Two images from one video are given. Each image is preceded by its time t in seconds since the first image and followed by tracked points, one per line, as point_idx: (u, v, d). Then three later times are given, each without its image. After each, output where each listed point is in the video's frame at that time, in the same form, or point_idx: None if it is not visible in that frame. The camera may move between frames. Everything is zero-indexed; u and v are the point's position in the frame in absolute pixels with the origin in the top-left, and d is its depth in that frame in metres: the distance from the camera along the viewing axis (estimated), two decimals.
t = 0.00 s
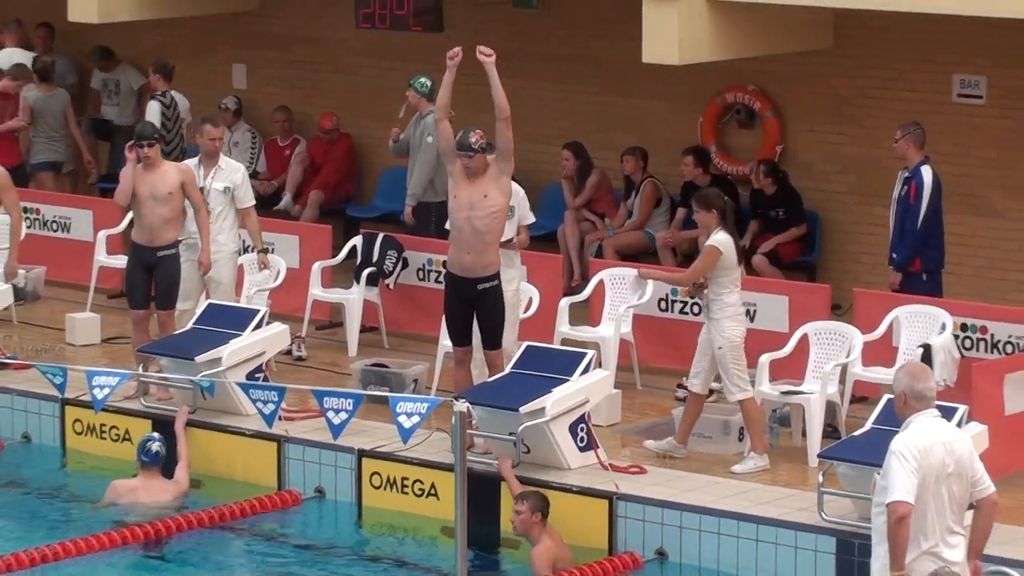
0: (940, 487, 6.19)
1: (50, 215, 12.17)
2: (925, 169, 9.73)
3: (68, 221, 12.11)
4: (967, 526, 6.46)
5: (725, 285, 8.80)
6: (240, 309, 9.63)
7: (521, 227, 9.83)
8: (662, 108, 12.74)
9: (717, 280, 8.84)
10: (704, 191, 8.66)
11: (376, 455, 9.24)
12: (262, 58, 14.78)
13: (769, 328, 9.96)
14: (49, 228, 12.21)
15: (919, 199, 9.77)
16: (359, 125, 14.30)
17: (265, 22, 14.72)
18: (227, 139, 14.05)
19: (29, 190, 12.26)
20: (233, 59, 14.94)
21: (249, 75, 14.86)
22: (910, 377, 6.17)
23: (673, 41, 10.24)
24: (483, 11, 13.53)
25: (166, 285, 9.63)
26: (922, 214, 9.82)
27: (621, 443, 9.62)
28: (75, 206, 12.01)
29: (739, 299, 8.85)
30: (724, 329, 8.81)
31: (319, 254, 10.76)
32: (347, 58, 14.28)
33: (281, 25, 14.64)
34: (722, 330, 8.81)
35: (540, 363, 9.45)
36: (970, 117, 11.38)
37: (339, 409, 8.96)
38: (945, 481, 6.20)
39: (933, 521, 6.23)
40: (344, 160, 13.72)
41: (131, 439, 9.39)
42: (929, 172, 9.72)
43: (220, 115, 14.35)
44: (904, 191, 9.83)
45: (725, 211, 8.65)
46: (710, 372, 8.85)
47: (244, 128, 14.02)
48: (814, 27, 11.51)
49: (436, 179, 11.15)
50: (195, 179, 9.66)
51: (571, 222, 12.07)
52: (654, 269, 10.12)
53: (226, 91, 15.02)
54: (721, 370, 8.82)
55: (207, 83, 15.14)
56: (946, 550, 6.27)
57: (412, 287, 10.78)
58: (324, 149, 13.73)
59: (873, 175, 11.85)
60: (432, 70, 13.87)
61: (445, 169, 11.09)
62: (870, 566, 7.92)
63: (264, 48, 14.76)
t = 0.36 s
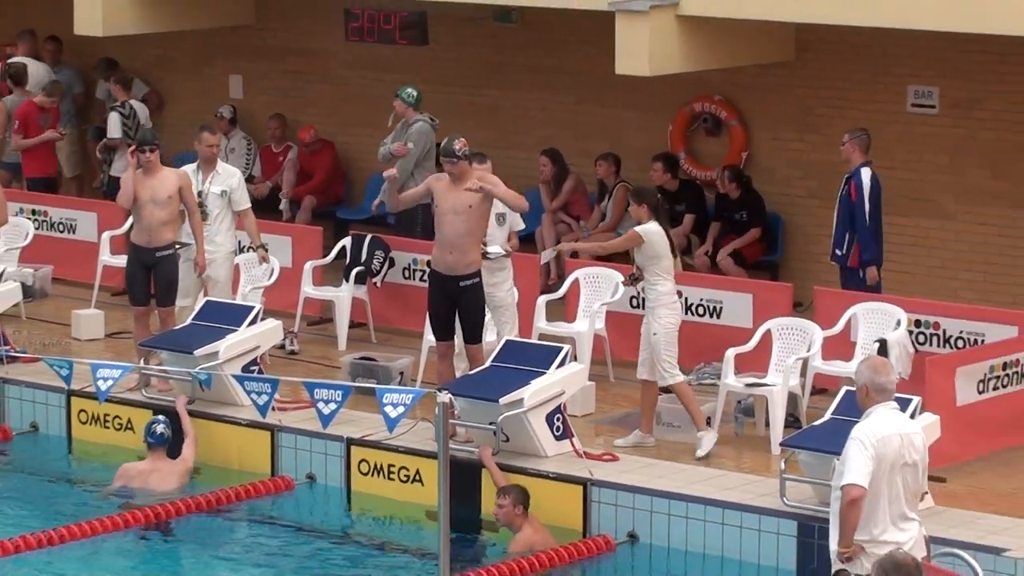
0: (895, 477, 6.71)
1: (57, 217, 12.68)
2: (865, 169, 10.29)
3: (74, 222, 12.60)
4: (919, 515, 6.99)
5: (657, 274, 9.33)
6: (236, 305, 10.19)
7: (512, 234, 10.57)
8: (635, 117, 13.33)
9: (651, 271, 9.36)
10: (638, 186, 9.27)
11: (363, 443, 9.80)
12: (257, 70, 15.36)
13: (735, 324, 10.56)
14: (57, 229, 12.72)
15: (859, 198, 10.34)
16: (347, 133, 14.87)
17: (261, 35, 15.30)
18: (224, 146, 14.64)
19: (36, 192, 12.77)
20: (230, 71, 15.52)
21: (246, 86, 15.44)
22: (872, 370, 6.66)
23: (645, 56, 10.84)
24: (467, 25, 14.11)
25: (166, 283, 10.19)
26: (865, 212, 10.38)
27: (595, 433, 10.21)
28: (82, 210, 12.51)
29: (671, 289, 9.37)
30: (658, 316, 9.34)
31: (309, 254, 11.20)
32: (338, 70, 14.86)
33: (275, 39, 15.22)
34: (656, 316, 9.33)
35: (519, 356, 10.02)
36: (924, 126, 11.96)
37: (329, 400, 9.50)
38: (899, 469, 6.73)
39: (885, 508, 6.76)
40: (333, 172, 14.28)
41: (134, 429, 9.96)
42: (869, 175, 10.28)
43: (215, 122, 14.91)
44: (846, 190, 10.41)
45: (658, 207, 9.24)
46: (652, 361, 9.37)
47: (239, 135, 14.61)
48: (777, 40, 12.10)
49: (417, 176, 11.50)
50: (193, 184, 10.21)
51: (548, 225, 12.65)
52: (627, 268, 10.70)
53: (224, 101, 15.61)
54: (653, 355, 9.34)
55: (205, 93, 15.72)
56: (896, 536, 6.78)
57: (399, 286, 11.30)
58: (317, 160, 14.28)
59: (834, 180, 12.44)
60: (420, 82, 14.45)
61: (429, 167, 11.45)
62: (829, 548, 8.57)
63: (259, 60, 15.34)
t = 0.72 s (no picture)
0: (864, 464, 7.28)
1: (71, 220, 13.19)
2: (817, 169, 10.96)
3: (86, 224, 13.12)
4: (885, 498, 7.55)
5: (622, 269, 9.94)
6: (239, 303, 10.76)
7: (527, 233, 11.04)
8: (616, 124, 13.92)
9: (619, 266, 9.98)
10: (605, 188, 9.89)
11: (361, 433, 10.39)
12: (259, 80, 15.96)
13: (711, 319, 11.18)
14: (70, 232, 13.23)
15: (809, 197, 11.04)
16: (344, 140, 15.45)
17: (263, 47, 15.89)
18: (228, 152, 15.23)
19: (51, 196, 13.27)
20: (233, 81, 16.12)
21: (249, 95, 16.04)
22: (845, 363, 7.13)
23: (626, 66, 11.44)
24: (458, 36, 14.70)
25: (172, 282, 10.74)
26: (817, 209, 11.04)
27: (579, 422, 10.81)
28: (97, 211, 13.02)
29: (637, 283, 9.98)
30: (625, 309, 9.96)
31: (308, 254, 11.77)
32: (335, 80, 15.46)
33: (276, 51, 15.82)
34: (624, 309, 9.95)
35: (507, 350, 10.60)
36: (890, 132, 12.55)
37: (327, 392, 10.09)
38: (868, 457, 7.29)
39: (854, 495, 7.32)
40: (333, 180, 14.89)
41: (145, 420, 10.57)
42: (817, 177, 10.97)
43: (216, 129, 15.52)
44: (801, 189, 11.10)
45: (622, 207, 9.88)
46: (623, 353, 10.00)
47: (244, 142, 15.20)
48: (750, 51, 12.69)
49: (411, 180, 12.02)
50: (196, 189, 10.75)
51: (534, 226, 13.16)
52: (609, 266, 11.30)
53: (229, 110, 16.21)
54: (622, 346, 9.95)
55: (209, 102, 16.32)
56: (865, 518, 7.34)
57: (393, 283, 11.91)
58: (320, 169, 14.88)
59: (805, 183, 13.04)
60: (414, 92, 15.05)
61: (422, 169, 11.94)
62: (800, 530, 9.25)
63: (262, 72, 15.94)
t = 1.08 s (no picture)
0: (859, 451, 7.78)
1: (108, 220, 13.75)
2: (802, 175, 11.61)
3: (123, 226, 13.69)
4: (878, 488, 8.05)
5: (625, 266, 10.56)
6: (266, 299, 11.38)
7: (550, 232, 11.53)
8: (622, 129, 14.54)
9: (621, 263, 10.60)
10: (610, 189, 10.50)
11: (382, 422, 11.00)
12: (284, 88, 16.60)
13: (712, 314, 11.81)
14: (108, 232, 13.79)
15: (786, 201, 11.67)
16: (365, 145, 16.08)
17: (287, 57, 16.53)
18: (255, 157, 15.77)
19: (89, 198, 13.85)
20: (261, 89, 16.75)
21: (274, 103, 16.68)
22: (838, 356, 7.65)
23: (630, 74, 12.06)
24: (473, 45, 15.32)
25: (203, 279, 11.36)
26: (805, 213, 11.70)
27: (588, 411, 11.43)
28: (131, 213, 13.58)
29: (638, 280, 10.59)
30: (629, 304, 10.56)
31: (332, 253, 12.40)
32: (356, 88, 16.09)
33: (299, 61, 16.46)
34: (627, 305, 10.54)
35: (519, 343, 11.22)
36: (881, 137, 13.18)
37: (349, 383, 10.70)
38: (862, 444, 7.79)
39: (849, 482, 7.81)
40: (346, 192, 15.43)
41: (176, 409, 11.23)
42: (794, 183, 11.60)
43: (243, 136, 16.17)
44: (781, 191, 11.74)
45: (627, 208, 10.51)
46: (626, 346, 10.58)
47: (271, 147, 15.77)
48: (748, 60, 13.32)
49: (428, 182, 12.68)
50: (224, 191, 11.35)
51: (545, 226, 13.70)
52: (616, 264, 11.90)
53: (255, 117, 16.85)
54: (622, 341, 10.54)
55: (235, 110, 16.97)
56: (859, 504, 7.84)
57: (413, 281, 12.48)
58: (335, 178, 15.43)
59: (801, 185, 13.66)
60: (430, 99, 15.68)
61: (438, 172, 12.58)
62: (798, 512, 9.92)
63: (285, 80, 16.57)
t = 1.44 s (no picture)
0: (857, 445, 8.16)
1: (138, 218, 14.18)
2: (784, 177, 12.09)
3: (152, 223, 14.12)
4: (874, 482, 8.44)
5: (636, 264, 11.06)
6: (290, 295, 11.85)
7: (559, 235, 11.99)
8: (632, 133, 15.01)
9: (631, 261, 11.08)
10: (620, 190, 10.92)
11: (402, 413, 11.49)
12: (308, 92, 17.08)
13: (717, 311, 12.30)
14: (139, 229, 14.21)
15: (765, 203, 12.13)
16: (388, 146, 16.57)
17: (310, 63, 17.01)
18: (280, 158, 16.24)
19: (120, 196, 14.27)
20: (287, 92, 17.24)
21: (299, 106, 17.17)
22: (838, 351, 8.03)
23: (641, 82, 12.54)
24: (489, 50, 15.78)
25: (229, 275, 11.83)
26: (787, 213, 12.20)
27: (598, 404, 11.91)
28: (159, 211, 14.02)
29: (648, 278, 11.06)
30: (641, 301, 11.05)
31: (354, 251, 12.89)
32: (378, 92, 16.57)
33: (322, 66, 16.94)
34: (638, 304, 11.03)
35: (532, 338, 11.70)
36: (882, 142, 13.65)
37: (369, 375, 11.17)
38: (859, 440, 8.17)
39: (847, 472, 8.18)
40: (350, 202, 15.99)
41: (204, 400, 11.72)
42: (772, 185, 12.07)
43: (269, 138, 16.66)
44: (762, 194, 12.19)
45: (636, 209, 10.95)
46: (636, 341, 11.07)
47: (296, 149, 16.24)
48: (754, 67, 13.79)
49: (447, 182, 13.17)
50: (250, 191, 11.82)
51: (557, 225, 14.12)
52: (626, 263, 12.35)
53: (281, 120, 17.34)
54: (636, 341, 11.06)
55: (261, 113, 17.46)
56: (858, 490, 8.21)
57: (432, 278, 12.97)
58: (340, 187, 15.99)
59: (804, 187, 14.13)
60: (448, 102, 16.16)
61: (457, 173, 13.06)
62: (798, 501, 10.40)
63: (309, 84, 17.06)
